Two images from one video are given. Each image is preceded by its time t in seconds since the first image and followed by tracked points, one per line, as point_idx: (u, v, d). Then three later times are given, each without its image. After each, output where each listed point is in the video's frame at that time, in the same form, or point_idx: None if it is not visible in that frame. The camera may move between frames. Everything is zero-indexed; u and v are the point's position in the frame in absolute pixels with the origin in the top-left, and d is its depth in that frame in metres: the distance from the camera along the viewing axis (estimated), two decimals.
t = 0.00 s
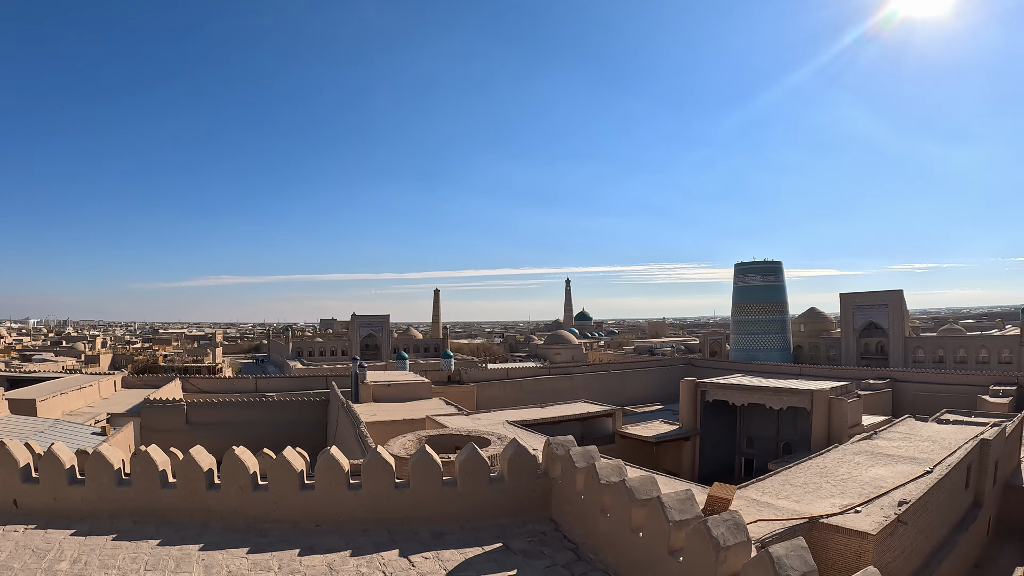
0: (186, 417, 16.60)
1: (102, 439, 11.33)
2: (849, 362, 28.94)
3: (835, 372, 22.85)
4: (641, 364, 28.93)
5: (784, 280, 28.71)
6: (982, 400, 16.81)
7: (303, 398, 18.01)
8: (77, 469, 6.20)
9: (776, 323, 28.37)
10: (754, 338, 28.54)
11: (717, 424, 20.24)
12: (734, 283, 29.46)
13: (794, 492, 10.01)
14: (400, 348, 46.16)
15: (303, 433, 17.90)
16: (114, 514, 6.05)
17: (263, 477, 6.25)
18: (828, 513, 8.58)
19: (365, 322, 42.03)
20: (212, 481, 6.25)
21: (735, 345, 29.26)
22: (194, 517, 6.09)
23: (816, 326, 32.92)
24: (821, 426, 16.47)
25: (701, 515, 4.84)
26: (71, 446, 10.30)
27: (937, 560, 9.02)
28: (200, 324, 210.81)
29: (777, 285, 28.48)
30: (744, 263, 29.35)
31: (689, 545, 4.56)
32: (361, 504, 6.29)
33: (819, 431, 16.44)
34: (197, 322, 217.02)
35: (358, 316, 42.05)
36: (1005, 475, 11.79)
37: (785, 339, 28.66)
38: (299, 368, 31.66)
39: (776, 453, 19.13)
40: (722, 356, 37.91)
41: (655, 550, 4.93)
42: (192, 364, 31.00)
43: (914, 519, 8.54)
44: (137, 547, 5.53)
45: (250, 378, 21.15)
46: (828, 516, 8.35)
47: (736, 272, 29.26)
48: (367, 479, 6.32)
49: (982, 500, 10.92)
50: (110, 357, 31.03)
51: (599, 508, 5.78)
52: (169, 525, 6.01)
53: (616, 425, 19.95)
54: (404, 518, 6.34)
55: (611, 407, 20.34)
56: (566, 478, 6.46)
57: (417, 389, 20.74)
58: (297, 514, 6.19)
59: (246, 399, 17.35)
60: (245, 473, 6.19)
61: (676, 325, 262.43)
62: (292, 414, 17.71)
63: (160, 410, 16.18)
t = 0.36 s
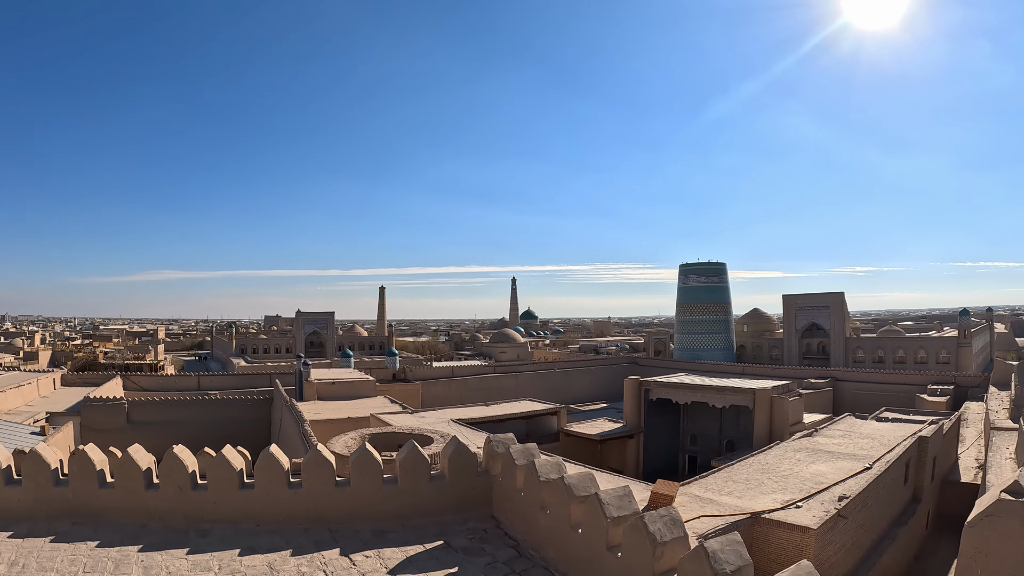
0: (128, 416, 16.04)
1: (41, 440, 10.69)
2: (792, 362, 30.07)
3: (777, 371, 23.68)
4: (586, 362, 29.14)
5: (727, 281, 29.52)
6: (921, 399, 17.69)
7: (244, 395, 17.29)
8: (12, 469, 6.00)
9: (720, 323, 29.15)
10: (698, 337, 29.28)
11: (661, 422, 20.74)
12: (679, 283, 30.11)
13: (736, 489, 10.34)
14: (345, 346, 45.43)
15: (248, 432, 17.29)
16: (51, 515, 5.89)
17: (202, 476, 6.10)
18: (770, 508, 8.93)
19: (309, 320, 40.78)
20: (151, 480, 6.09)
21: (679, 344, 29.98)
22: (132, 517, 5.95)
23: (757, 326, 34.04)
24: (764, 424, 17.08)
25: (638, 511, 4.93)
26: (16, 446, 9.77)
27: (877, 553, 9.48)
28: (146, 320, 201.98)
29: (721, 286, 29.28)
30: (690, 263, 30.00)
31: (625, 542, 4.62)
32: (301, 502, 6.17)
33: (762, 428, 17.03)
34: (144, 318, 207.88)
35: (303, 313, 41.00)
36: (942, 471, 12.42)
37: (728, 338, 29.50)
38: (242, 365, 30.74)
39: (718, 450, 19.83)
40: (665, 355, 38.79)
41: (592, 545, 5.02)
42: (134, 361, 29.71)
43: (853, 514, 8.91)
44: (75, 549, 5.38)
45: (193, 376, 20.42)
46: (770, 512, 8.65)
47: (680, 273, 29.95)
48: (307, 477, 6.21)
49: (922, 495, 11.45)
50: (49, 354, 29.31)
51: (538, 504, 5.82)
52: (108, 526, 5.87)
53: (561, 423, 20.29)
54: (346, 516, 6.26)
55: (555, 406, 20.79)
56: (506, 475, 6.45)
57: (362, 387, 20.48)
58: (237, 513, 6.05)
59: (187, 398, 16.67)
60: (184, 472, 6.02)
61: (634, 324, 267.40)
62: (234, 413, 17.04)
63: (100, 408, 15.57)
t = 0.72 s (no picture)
0: (58, 416, 15.33)
1: None
2: (727, 361, 31.32)
3: (712, 369, 24.57)
4: (522, 359, 29.26)
5: (662, 281, 30.19)
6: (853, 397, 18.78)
7: (177, 395, 16.50)
8: None
9: (655, 322, 29.91)
10: (634, 337, 30.00)
11: (598, 420, 21.10)
12: (615, 283, 30.66)
13: (672, 485, 10.67)
14: (280, 344, 44.13)
15: (183, 432, 16.58)
16: None
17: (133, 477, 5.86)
18: (704, 504, 9.30)
19: (245, 316, 39.62)
20: (80, 483, 5.81)
21: (615, 343, 30.67)
22: (60, 521, 5.67)
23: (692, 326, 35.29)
24: (700, 421, 17.45)
25: (569, 508, 5.08)
26: None
27: (811, 546, 10.00)
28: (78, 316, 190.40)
29: (657, 285, 29.96)
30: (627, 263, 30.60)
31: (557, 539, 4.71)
32: (232, 503, 6.00)
33: (698, 425, 17.39)
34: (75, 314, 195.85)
35: (237, 310, 39.78)
36: (873, 466, 13.20)
37: (664, 337, 30.31)
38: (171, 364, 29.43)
39: (654, 447, 20.11)
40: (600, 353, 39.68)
41: (525, 542, 5.11)
42: (61, 358, 28.19)
43: (786, 508, 9.30)
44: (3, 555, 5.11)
45: (124, 374, 19.50)
46: (705, 507, 9.00)
47: (617, 272, 30.52)
48: (238, 478, 6.04)
49: (854, 488, 12.12)
50: None
51: (471, 503, 5.89)
52: (38, 530, 5.59)
53: (496, 421, 20.72)
54: (280, 517, 6.11)
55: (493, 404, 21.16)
56: (438, 474, 6.47)
57: (298, 386, 20.04)
58: (168, 516, 5.84)
59: (116, 398, 15.89)
60: (114, 474, 5.77)
61: (587, 323, 271.47)
62: (166, 413, 16.28)
63: (27, 408, 14.86)
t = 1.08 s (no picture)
0: None
1: None
2: (656, 360, 32.55)
3: (641, 368, 25.37)
4: (452, 359, 28.89)
5: (592, 281, 31.01)
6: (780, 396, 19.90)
7: (100, 395, 15.49)
8: None
9: (585, 322, 30.57)
10: (564, 337, 30.49)
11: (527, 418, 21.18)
12: (546, 283, 31.16)
13: (602, 483, 10.86)
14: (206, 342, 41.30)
15: (107, 435, 15.63)
16: None
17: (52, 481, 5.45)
18: (633, 500, 9.52)
19: (171, 313, 36.99)
20: None
21: (546, 343, 31.04)
22: None
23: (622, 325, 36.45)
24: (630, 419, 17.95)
25: (495, 507, 4.94)
26: None
27: (740, 540, 10.44)
28: None
29: (587, 286, 30.72)
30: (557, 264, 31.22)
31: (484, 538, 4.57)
32: (155, 507, 5.59)
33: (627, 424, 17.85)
34: None
35: (163, 306, 37.05)
36: (799, 461, 14.02)
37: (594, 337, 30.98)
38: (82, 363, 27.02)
39: (583, 445, 20.34)
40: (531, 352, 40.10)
41: (451, 543, 4.93)
42: None
43: (714, 503, 9.68)
44: None
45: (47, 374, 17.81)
46: (636, 504, 9.19)
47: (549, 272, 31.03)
48: (161, 481, 5.61)
49: (780, 482, 12.80)
50: None
51: (397, 503, 5.65)
52: None
53: (427, 420, 20.42)
54: (204, 521, 5.72)
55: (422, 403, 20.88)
56: (365, 473, 6.18)
57: (228, 385, 18.84)
58: (89, 521, 5.43)
59: (33, 398, 14.78)
60: (32, 478, 5.35)
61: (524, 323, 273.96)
62: (88, 415, 15.30)
63: None
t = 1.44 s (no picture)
0: None
1: None
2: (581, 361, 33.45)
3: (565, 369, 25.83)
4: (377, 359, 28.04)
5: (516, 282, 31.17)
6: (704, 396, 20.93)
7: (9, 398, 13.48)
8: None
9: (508, 322, 30.67)
10: (487, 337, 30.45)
11: (452, 418, 20.89)
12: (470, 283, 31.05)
13: (527, 483, 10.85)
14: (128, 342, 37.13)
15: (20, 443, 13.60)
16: None
17: None
18: (559, 500, 9.56)
19: (89, 312, 33.44)
20: None
21: (471, 343, 30.90)
22: None
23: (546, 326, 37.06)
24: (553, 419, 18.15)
25: (418, 510, 4.68)
26: None
27: (664, 538, 10.73)
28: None
29: (511, 286, 30.84)
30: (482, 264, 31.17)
31: (406, 542, 4.36)
32: (71, 516, 4.94)
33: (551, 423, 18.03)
34: None
35: (79, 303, 33.32)
36: (722, 459, 14.80)
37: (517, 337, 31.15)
38: None
39: (508, 445, 20.32)
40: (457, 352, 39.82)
41: (375, 548, 4.66)
42: None
43: (639, 501, 9.96)
44: None
45: None
46: (561, 504, 9.23)
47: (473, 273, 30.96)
48: (77, 488, 4.96)
49: (702, 480, 13.39)
50: None
51: (318, 508, 5.28)
52: None
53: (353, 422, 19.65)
54: (124, 531, 5.12)
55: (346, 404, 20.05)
56: (286, 477, 5.72)
57: (147, 387, 17.19)
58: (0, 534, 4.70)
59: None
60: None
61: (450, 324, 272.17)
62: None
63: None
